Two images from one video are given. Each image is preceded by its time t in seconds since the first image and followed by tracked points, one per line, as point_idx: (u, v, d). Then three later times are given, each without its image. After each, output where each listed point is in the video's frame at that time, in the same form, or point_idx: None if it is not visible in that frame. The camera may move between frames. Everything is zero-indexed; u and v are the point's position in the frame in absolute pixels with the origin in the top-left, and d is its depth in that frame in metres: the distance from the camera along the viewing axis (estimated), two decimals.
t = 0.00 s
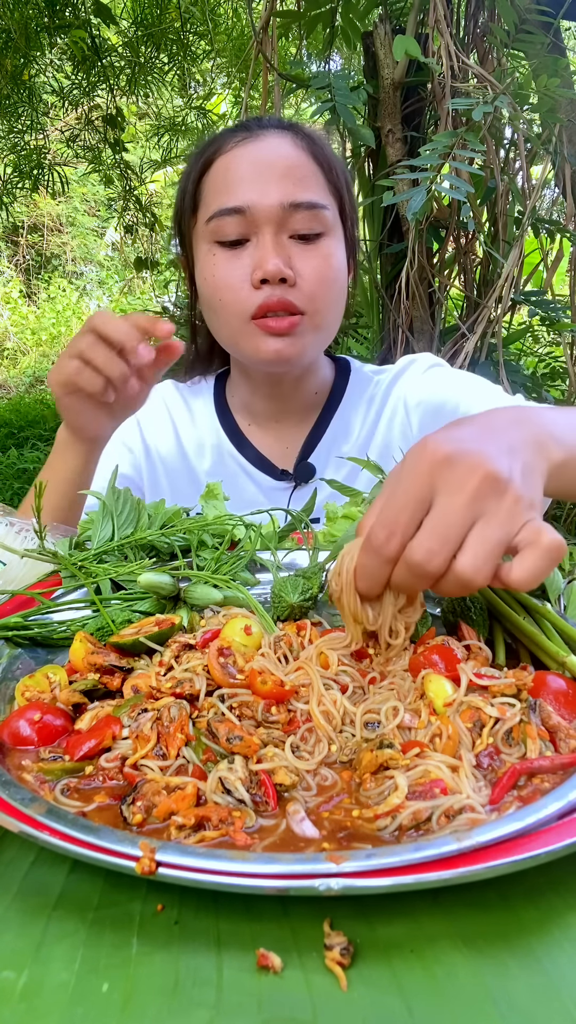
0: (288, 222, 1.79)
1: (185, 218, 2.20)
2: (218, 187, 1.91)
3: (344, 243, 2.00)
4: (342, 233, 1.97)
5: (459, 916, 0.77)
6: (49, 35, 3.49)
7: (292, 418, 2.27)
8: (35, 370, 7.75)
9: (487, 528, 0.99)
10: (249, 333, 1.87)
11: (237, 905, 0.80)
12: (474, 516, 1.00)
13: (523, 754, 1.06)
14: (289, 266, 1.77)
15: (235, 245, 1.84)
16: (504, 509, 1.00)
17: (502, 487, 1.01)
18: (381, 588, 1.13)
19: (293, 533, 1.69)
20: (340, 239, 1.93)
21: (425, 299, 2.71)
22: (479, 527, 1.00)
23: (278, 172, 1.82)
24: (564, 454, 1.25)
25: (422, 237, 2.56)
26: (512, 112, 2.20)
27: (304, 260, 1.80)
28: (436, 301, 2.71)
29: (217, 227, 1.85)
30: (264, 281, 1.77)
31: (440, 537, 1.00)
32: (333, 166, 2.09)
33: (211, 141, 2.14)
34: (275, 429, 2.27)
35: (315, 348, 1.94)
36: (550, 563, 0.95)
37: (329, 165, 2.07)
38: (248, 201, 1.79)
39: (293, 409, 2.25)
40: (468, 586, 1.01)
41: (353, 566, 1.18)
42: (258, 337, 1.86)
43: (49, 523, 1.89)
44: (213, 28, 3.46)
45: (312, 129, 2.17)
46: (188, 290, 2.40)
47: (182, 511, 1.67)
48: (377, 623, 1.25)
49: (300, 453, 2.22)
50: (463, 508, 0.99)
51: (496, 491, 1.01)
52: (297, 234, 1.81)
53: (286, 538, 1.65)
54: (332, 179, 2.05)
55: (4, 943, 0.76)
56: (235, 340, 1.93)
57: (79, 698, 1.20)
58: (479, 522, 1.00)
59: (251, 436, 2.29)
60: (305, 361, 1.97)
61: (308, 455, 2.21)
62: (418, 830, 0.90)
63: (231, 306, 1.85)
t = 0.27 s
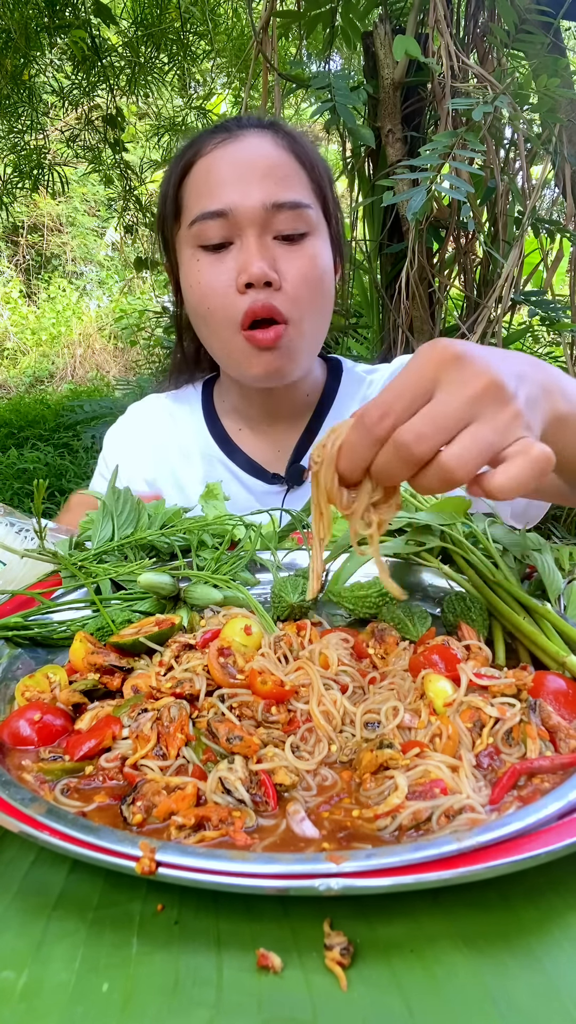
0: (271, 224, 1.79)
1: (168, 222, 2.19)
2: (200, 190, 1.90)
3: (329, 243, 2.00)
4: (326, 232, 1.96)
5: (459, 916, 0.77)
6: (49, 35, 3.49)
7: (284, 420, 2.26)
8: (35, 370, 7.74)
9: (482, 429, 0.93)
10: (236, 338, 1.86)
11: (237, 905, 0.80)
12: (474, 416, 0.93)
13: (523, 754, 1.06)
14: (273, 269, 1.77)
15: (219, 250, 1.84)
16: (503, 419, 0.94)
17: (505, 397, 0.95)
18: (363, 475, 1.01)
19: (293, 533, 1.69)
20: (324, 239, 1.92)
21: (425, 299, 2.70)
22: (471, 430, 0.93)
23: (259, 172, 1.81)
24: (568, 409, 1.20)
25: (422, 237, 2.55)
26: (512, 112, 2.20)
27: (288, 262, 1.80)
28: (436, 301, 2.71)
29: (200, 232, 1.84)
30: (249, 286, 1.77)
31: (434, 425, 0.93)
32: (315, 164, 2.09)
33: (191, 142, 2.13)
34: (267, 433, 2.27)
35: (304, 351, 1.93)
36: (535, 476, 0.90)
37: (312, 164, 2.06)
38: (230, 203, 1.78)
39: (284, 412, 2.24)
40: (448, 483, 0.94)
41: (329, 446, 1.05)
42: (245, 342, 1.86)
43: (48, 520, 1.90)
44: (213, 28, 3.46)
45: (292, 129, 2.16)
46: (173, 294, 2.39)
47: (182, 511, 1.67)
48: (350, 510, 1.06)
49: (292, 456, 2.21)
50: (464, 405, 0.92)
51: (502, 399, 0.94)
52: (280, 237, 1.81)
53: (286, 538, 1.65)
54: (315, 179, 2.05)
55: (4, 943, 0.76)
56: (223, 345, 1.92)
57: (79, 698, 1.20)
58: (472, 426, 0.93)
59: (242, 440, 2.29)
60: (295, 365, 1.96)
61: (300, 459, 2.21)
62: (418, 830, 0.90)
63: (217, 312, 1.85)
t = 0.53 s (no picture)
0: (263, 225, 1.78)
1: (158, 225, 2.18)
2: (190, 192, 1.89)
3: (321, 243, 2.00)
4: (318, 232, 1.96)
5: (459, 916, 0.77)
6: (49, 35, 3.49)
7: (278, 421, 2.26)
8: (35, 370, 7.74)
9: (466, 542, 1.01)
10: (230, 341, 1.86)
11: (237, 905, 0.80)
12: (460, 528, 1.01)
13: (523, 754, 1.06)
14: (266, 271, 1.77)
15: (211, 252, 1.84)
16: (489, 524, 1.01)
17: (490, 500, 1.01)
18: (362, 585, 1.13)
19: (293, 533, 1.69)
20: (316, 239, 1.92)
21: (425, 299, 2.70)
22: (460, 540, 1.01)
23: (250, 174, 1.81)
24: (558, 469, 1.25)
25: (422, 237, 2.55)
26: (512, 112, 2.20)
27: (280, 264, 1.80)
28: (436, 301, 2.70)
29: (191, 234, 1.84)
30: (242, 289, 1.77)
31: (423, 544, 1.01)
32: (305, 165, 2.10)
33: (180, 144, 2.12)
34: (261, 436, 2.27)
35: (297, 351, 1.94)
36: (522, 586, 0.99)
37: (302, 166, 2.07)
38: (221, 206, 1.77)
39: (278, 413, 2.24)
40: (438, 596, 1.04)
41: (328, 561, 1.18)
42: (238, 345, 1.86)
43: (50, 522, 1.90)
44: (213, 28, 3.46)
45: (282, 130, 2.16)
46: (165, 297, 2.38)
47: (182, 511, 1.67)
48: (353, 613, 1.23)
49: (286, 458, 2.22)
50: (449, 520, 1.00)
51: (487, 510, 1.01)
52: (272, 238, 1.81)
53: (286, 538, 1.65)
54: (305, 180, 2.05)
55: (4, 943, 0.76)
56: (216, 348, 1.92)
57: (79, 698, 1.20)
58: (460, 535, 1.01)
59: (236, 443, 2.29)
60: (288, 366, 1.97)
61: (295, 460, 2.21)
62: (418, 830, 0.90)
63: (210, 314, 1.85)
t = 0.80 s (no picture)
0: (261, 230, 1.78)
1: (153, 228, 2.17)
2: (185, 196, 1.88)
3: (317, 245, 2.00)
4: (315, 235, 1.96)
5: (459, 916, 0.77)
6: (49, 35, 3.49)
7: (275, 422, 2.27)
8: (35, 370, 7.74)
9: (458, 324, 0.97)
10: (229, 345, 1.86)
11: (237, 905, 0.80)
12: (452, 311, 0.96)
13: (523, 754, 1.06)
14: (264, 277, 1.77)
15: (208, 257, 1.84)
16: (483, 320, 0.97)
17: (487, 302, 0.97)
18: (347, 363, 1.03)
19: (293, 533, 1.69)
20: (313, 242, 1.92)
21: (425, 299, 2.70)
22: (450, 325, 0.97)
23: (247, 177, 1.80)
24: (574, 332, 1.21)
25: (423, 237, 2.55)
26: (512, 112, 2.20)
27: (279, 268, 1.80)
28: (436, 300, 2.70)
29: (188, 239, 1.84)
30: (241, 294, 1.77)
31: (415, 316, 0.96)
32: (301, 166, 2.10)
33: (174, 147, 2.11)
34: (261, 438, 2.28)
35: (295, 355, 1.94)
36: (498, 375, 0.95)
37: (298, 169, 2.07)
38: (218, 210, 1.77)
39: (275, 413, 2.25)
40: (421, 376, 0.99)
41: (318, 328, 1.04)
42: (238, 350, 1.86)
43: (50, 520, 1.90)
44: (213, 28, 3.46)
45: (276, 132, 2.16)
46: (158, 299, 2.37)
47: (182, 510, 1.67)
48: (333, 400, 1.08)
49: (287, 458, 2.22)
50: (449, 299, 0.96)
51: (481, 299, 0.97)
52: (270, 242, 1.80)
53: (286, 538, 1.65)
54: (299, 182, 2.04)
55: (4, 943, 0.76)
56: (214, 352, 1.92)
57: (79, 698, 1.20)
58: (451, 321, 0.97)
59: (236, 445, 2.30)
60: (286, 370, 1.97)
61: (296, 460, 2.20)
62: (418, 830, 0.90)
63: (209, 320, 1.85)
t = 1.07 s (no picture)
0: (262, 240, 1.78)
1: (152, 235, 2.17)
2: (185, 205, 1.88)
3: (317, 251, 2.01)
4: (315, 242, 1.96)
5: (459, 916, 0.77)
6: (49, 35, 3.49)
7: (275, 425, 2.26)
8: (35, 370, 7.73)
9: (375, 256, 1.19)
10: (228, 356, 1.86)
11: (237, 905, 0.80)
12: (372, 243, 1.19)
13: (523, 754, 1.06)
14: (265, 288, 1.77)
15: (208, 267, 1.84)
16: (397, 255, 1.19)
17: (407, 239, 1.20)
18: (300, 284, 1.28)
19: (293, 533, 1.70)
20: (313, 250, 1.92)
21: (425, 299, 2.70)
22: (369, 256, 1.19)
23: (247, 186, 1.79)
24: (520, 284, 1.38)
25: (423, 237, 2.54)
26: (512, 112, 2.20)
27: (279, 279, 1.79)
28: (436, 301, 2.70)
29: (188, 249, 1.84)
30: (241, 306, 1.77)
31: (341, 245, 1.19)
32: (298, 170, 2.11)
33: (172, 152, 2.10)
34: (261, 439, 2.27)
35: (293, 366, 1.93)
36: (396, 296, 1.16)
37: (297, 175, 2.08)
38: (218, 221, 1.76)
39: (274, 416, 2.23)
40: (340, 297, 1.21)
41: (284, 259, 1.34)
42: (236, 360, 1.86)
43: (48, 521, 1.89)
44: (213, 28, 3.46)
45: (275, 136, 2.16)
46: (156, 303, 2.36)
47: (182, 510, 1.67)
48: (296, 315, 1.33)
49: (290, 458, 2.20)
50: (372, 234, 1.19)
51: (402, 240, 1.20)
52: (270, 253, 1.80)
53: (286, 538, 1.65)
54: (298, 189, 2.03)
55: (4, 943, 0.76)
56: (214, 362, 1.92)
57: (79, 698, 1.20)
58: (370, 253, 1.19)
59: (236, 446, 2.29)
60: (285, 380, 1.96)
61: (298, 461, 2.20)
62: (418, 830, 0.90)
63: (208, 331, 1.86)
